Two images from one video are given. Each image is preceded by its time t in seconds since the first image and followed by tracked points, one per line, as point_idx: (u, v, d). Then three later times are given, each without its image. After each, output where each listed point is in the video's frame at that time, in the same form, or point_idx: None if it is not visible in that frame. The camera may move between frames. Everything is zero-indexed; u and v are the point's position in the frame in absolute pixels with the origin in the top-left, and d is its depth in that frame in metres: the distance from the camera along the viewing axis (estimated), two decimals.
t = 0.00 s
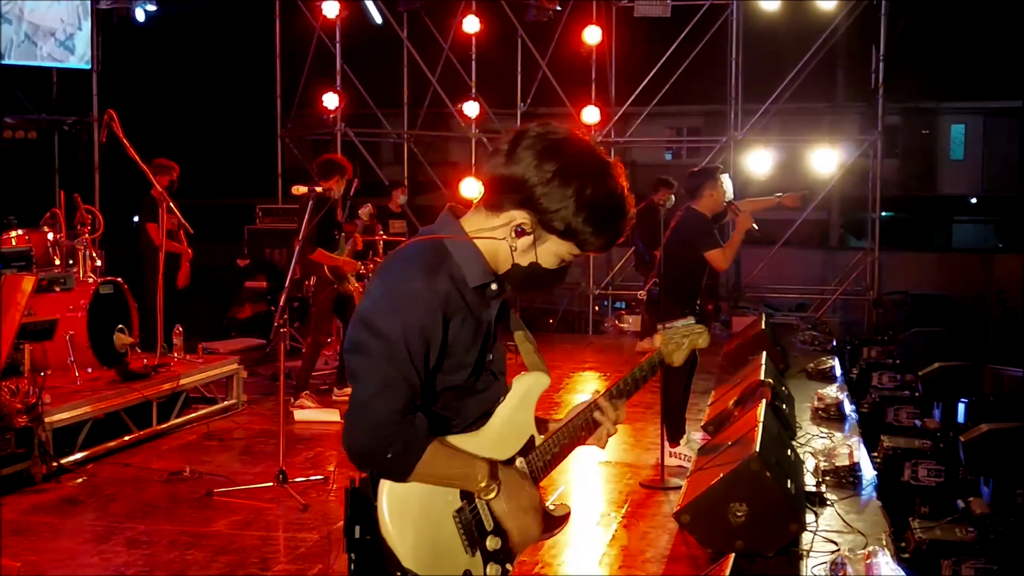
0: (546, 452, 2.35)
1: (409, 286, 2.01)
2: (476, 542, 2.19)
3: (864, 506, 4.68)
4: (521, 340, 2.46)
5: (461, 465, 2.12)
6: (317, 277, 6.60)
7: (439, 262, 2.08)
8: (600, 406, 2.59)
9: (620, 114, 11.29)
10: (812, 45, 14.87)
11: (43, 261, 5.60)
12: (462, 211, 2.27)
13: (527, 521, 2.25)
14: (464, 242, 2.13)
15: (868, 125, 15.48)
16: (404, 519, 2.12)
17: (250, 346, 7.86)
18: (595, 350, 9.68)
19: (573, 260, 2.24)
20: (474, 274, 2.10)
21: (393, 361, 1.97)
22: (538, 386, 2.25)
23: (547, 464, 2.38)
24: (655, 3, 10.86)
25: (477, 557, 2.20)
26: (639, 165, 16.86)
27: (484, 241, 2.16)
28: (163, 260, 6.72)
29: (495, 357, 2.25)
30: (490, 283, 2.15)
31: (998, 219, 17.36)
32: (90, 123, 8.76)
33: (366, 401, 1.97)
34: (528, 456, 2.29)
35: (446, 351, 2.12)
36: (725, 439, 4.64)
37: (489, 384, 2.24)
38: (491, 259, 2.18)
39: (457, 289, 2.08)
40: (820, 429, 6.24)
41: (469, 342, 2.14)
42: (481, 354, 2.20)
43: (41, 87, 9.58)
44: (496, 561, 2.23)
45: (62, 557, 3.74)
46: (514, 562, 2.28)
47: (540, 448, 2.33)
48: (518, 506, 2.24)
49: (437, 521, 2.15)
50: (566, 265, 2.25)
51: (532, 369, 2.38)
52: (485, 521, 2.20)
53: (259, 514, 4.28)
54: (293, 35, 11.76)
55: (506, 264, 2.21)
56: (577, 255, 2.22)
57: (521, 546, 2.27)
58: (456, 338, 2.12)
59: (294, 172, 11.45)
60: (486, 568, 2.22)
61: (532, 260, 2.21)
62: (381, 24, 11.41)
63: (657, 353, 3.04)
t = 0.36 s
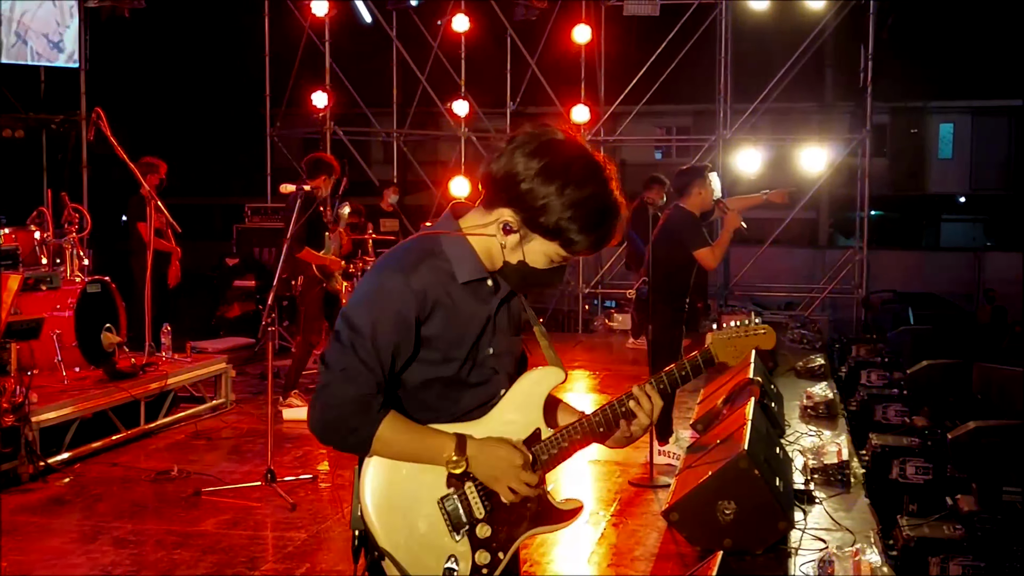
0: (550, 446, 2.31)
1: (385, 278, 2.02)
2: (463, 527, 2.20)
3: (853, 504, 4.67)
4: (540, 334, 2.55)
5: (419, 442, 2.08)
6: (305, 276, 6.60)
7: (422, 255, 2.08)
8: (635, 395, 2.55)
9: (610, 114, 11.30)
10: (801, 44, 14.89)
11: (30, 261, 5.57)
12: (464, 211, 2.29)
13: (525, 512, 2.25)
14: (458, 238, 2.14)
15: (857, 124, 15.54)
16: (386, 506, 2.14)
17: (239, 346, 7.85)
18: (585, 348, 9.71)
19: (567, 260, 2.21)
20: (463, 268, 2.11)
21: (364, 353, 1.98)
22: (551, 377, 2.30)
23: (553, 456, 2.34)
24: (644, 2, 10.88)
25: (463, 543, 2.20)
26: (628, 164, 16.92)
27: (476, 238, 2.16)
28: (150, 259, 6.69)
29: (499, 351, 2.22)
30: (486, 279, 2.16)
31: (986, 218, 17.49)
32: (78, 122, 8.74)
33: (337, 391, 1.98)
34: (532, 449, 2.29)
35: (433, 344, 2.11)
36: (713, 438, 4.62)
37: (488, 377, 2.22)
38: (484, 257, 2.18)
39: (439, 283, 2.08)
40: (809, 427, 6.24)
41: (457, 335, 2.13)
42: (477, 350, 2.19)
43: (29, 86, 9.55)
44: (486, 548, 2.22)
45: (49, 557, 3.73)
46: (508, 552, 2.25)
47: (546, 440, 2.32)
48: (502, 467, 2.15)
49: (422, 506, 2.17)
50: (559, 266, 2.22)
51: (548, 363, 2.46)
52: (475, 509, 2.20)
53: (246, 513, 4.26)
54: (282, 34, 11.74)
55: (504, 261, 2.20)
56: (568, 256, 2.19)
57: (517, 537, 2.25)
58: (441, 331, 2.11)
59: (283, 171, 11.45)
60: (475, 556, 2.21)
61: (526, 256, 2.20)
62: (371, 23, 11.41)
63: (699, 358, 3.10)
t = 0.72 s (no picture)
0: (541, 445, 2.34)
1: (370, 268, 2.02)
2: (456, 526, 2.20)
3: (842, 503, 4.67)
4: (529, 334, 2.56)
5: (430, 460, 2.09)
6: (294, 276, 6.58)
7: (409, 246, 2.09)
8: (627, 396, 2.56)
9: (600, 113, 11.30)
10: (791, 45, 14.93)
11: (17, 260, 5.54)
12: (455, 205, 2.30)
13: (518, 512, 2.28)
14: (451, 232, 2.15)
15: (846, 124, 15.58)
16: (379, 502, 2.13)
17: (228, 345, 7.83)
18: (575, 348, 9.72)
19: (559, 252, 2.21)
20: (453, 261, 2.11)
21: (349, 341, 1.97)
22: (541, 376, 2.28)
23: (543, 457, 2.36)
24: (634, 2, 10.89)
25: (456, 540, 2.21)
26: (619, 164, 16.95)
27: (468, 232, 2.17)
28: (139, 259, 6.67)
29: (489, 350, 2.20)
30: (476, 274, 2.16)
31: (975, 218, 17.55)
32: (67, 121, 8.72)
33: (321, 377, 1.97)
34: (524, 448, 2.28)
35: (420, 337, 2.10)
36: (702, 437, 4.62)
37: (478, 374, 2.19)
38: (477, 253, 2.19)
39: (427, 273, 2.07)
40: (799, 426, 6.25)
41: (445, 329, 2.12)
42: (468, 347, 2.17)
43: (17, 84, 9.51)
44: (479, 547, 2.24)
45: (35, 557, 3.71)
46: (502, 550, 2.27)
47: (537, 440, 2.34)
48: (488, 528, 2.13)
49: (415, 502, 2.16)
50: (551, 259, 2.23)
51: (538, 362, 2.44)
52: (468, 508, 2.21)
53: (235, 513, 4.26)
54: (272, 33, 11.72)
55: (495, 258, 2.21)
56: (560, 247, 2.19)
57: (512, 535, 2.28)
58: (428, 324, 2.10)
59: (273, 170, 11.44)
60: (467, 554, 2.22)
61: (519, 252, 2.20)
62: (361, 23, 11.39)
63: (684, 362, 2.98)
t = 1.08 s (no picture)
0: (520, 451, 2.46)
1: (357, 268, 2.04)
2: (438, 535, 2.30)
3: (834, 503, 4.67)
4: (501, 336, 2.54)
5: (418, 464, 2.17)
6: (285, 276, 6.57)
7: (394, 246, 2.11)
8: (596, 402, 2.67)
9: (592, 113, 11.27)
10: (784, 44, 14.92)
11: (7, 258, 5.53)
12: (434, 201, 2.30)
13: (497, 517, 2.39)
14: (429, 229, 2.16)
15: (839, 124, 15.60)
16: (362, 514, 2.20)
17: (220, 344, 7.83)
18: (567, 347, 9.71)
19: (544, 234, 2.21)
20: (435, 262, 2.13)
21: (334, 341, 2.00)
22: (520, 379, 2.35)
23: (522, 462, 2.48)
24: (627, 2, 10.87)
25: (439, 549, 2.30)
26: (612, 163, 16.94)
27: (448, 224, 2.17)
28: (129, 258, 6.65)
29: (466, 350, 2.27)
30: (456, 274, 2.18)
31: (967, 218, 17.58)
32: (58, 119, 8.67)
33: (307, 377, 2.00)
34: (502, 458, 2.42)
35: (403, 338, 2.14)
36: (694, 437, 4.63)
37: (457, 377, 2.27)
38: (458, 244, 2.19)
39: (412, 275, 2.11)
40: (791, 425, 6.25)
41: (429, 329, 2.16)
42: (446, 348, 2.23)
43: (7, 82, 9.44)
44: (462, 558, 2.35)
45: (26, 557, 3.70)
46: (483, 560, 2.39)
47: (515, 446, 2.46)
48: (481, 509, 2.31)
49: (399, 510, 2.23)
50: (536, 242, 2.22)
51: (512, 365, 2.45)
52: (450, 516, 2.32)
53: (225, 513, 4.25)
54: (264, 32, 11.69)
55: (479, 247, 2.21)
56: (544, 230, 2.19)
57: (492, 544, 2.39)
58: (411, 325, 2.13)
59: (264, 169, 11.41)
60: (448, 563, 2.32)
61: (502, 238, 2.19)
62: (353, 22, 11.35)
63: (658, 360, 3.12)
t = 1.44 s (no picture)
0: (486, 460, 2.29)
1: (320, 281, 1.89)
2: (403, 553, 2.16)
3: (828, 503, 4.68)
4: (467, 341, 2.44)
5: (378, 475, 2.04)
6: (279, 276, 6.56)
7: (361, 253, 1.97)
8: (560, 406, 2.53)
9: (586, 112, 11.28)
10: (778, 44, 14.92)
11: None
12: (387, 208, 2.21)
13: (463, 533, 2.24)
14: (393, 234, 2.05)
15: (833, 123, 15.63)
16: (322, 529, 2.06)
17: (213, 344, 7.81)
18: (561, 347, 9.70)
19: (506, 205, 2.13)
20: (405, 266, 2.02)
21: (299, 364, 1.87)
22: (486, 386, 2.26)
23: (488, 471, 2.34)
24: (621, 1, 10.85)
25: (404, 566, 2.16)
26: (605, 163, 16.95)
27: (409, 224, 2.09)
28: (122, 257, 6.63)
29: (433, 357, 2.17)
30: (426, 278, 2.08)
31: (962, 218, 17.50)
32: (51, 119, 8.64)
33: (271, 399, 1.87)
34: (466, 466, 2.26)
35: (369, 350, 2.02)
36: (689, 436, 4.62)
37: (423, 387, 2.15)
38: (426, 241, 2.10)
39: (380, 283, 1.97)
40: (785, 425, 6.24)
41: (397, 339, 2.04)
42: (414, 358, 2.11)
43: None
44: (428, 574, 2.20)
45: (18, 557, 3.68)
46: None
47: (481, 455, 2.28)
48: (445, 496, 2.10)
49: (362, 527, 2.09)
50: (502, 216, 2.14)
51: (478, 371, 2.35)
52: (416, 530, 2.17)
53: (219, 513, 4.23)
54: (257, 31, 11.66)
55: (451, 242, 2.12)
56: (506, 198, 2.10)
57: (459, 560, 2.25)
58: (379, 337, 2.01)
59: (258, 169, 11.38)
60: None
61: (468, 223, 2.09)
62: (346, 21, 11.32)
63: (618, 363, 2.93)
